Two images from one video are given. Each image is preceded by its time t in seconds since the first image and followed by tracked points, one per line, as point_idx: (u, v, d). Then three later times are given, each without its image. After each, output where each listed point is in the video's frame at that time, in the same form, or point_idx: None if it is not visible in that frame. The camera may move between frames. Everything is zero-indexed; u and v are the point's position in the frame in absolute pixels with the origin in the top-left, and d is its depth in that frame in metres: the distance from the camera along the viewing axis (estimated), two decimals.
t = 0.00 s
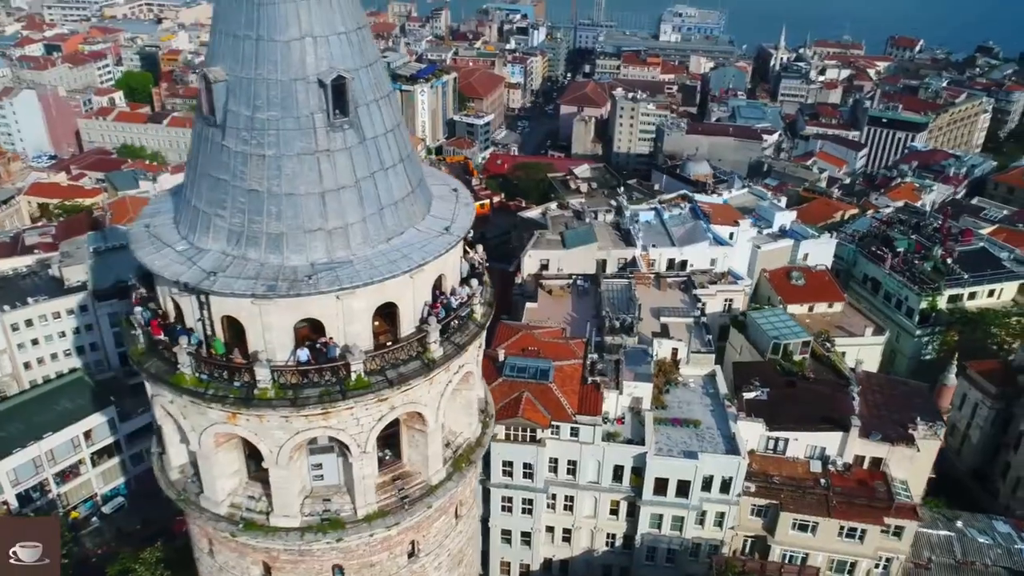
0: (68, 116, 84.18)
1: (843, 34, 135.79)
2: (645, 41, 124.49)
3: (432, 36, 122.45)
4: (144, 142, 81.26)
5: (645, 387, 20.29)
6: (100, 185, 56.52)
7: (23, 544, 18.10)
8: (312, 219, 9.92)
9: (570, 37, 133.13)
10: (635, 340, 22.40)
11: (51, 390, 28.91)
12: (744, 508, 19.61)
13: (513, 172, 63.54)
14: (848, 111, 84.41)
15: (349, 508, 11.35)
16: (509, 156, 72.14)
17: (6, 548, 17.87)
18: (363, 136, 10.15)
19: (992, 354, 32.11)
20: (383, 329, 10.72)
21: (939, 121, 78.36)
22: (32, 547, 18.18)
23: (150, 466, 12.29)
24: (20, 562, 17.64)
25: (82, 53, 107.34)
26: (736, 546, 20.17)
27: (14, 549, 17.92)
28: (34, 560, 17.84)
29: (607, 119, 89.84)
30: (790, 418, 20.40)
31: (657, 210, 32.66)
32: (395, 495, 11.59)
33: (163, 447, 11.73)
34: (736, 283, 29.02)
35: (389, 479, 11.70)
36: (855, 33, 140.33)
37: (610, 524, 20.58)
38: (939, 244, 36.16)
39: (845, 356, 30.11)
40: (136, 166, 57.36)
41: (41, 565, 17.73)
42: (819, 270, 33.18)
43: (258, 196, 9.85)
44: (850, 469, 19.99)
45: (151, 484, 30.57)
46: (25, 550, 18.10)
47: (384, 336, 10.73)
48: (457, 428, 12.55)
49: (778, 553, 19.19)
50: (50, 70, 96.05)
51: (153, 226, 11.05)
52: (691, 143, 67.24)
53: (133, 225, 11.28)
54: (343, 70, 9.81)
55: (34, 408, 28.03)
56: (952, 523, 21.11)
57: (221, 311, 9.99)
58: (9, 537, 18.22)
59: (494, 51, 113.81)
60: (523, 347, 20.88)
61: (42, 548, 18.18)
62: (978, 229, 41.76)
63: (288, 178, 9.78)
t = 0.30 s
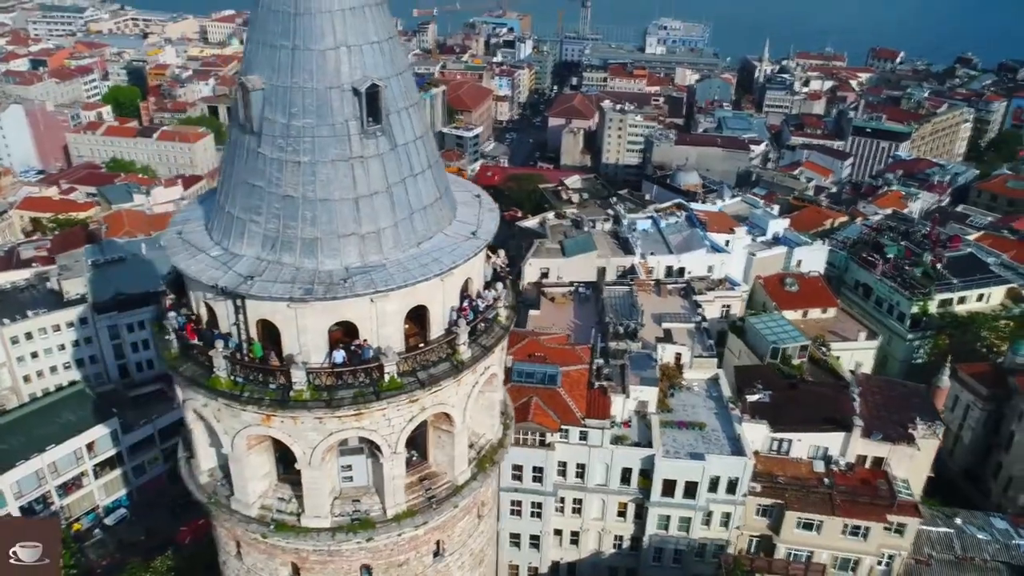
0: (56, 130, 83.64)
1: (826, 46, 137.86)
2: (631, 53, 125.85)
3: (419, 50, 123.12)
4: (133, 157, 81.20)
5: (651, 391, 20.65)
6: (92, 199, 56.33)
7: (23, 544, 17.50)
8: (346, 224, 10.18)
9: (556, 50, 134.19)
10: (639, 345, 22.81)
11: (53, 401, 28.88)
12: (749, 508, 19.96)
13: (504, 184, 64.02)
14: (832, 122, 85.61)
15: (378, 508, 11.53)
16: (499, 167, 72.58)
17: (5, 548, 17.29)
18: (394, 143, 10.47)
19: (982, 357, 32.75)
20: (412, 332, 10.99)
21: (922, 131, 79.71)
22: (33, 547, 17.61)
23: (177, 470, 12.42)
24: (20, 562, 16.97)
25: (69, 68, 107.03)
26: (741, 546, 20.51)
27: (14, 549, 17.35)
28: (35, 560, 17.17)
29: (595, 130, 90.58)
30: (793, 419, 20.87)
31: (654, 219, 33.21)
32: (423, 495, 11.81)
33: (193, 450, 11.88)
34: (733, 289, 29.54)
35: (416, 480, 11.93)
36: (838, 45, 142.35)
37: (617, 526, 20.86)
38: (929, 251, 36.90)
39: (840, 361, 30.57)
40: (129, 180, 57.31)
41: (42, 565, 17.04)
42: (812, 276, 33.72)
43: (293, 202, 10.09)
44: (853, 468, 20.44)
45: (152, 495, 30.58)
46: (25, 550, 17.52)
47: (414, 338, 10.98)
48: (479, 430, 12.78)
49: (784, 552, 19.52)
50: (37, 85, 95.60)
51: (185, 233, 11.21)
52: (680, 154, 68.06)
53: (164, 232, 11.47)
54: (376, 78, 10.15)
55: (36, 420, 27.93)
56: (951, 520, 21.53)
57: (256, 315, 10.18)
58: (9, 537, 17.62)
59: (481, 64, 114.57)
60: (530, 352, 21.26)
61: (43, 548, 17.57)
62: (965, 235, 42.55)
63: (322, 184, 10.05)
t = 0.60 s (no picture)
0: (43, 146, 83.46)
1: (808, 59, 139.87)
2: (617, 66, 127.12)
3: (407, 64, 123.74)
4: (123, 171, 81.18)
5: (654, 394, 21.07)
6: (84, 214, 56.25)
7: (25, 544, 19.41)
8: (376, 226, 10.56)
9: (543, 63, 135.19)
10: (642, 350, 23.26)
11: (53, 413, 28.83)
12: (752, 506, 20.38)
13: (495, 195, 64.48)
14: (817, 133, 86.83)
15: (405, 505, 11.79)
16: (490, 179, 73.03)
17: (7, 548, 19.15)
18: (422, 148, 10.91)
19: (972, 359, 33.46)
20: (440, 331, 11.35)
21: (905, 141, 81.09)
22: (33, 547, 19.43)
23: (204, 471, 12.59)
24: (21, 561, 18.86)
25: (55, 83, 106.63)
26: (745, 544, 20.90)
27: (14, 549, 19.20)
28: (35, 560, 19.02)
29: (583, 142, 91.35)
30: (793, 420, 21.41)
31: (650, 227, 33.88)
32: (447, 492, 12.08)
33: (220, 451, 12.08)
34: (729, 295, 30.17)
35: (441, 476, 12.23)
36: (820, 57, 144.43)
37: (623, 527, 21.20)
38: (917, 256, 37.75)
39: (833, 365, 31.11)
40: (122, 194, 57.31)
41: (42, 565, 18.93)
42: (804, 282, 34.35)
43: (326, 205, 10.47)
44: (853, 467, 20.92)
45: (153, 506, 30.63)
46: (25, 549, 19.35)
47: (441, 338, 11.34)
48: (500, 428, 13.07)
49: (787, 551, 19.93)
50: (24, 101, 95.13)
51: (216, 237, 11.50)
52: (669, 165, 68.90)
53: (194, 237, 11.77)
54: (406, 85, 10.60)
55: (37, 433, 27.83)
56: (948, 517, 22.02)
57: (290, 316, 10.49)
58: (9, 539, 19.45)
59: (469, 78, 115.29)
60: (536, 357, 21.66)
61: (43, 548, 19.50)
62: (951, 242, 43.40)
63: (354, 187, 10.43)
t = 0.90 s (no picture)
0: (30, 161, 83.25)
1: (790, 72, 141.97)
2: (602, 80, 128.54)
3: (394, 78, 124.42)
4: (111, 187, 81.05)
5: (655, 396, 21.53)
6: (75, 229, 56.18)
7: (25, 544, 18.69)
8: (402, 227, 11.03)
9: (528, 77, 136.28)
10: (642, 353, 23.74)
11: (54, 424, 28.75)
12: (753, 504, 20.77)
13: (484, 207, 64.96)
14: (800, 144, 88.10)
15: (427, 498, 12.13)
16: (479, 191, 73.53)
17: (7, 548, 18.49)
18: (444, 151, 11.43)
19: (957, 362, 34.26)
20: (461, 329, 11.77)
21: (886, 152, 82.62)
22: (33, 548, 18.73)
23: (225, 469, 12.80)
24: (21, 561, 18.13)
25: (40, 99, 106.25)
26: (745, 543, 21.32)
27: (15, 550, 18.49)
28: (35, 560, 18.31)
29: (570, 155, 92.10)
30: (790, 419, 22.01)
31: (644, 236, 34.58)
32: (467, 486, 12.49)
33: (243, 450, 12.31)
34: (722, 302, 30.98)
35: (461, 471, 12.62)
36: (801, 70, 146.66)
37: (626, 527, 21.58)
38: (904, 262, 38.68)
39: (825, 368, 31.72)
40: (112, 208, 57.26)
41: (43, 564, 18.15)
42: (794, 289, 35.00)
43: (353, 207, 10.92)
44: (850, 465, 21.49)
45: (153, 517, 30.73)
46: (26, 550, 18.65)
47: (462, 335, 11.77)
48: (515, 424, 13.44)
49: (788, 547, 20.35)
50: (9, 116, 94.71)
51: (241, 239, 11.82)
52: (656, 176, 69.72)
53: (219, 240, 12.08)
54: (430, 92, 11.15)
55: (37, 445, 27.76)
56: (942, 513, 22.58)
57: (320, 314, 10.86)
58: (11, 540, 18.84)
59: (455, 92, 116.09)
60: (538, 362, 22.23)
61: (43, 548, 18.78)
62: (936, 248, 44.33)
63: (381, 189, 10.91)
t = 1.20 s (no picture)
0: (15, 177, 83.27)
1: (771, 85, 144.11)
2: (587, 94, 129.92)
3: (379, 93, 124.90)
4: (99, 202, 80.94)
5: (654, 397, 22.07)
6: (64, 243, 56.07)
7: (25, 544, 18.56)
8: (421, 226, 11.51)
9: (513, 92, 137.35)
10: (639, 357, 24.29)
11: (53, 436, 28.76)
12: (751, 502, 21.25)
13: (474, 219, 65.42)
14: (783, 156, 89.42)
15: (445, 490, 12.51)
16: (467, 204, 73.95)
17: (7, 548, 18.35)
18: (461, 153, 11.95)
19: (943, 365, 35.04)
20: (478, 325, 12.23)
21: (867, 163, 84.14)
22: (33, 547, 18.59)
23: (247, 466, 13.15)
24: (21, 561, 17.98)
25: (24, 115, 105.87)
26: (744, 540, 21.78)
27: (15, 550, 18.36)
28: (36, 559, 18.15)
29: (557, 168, 92.91)
30: (785, 419, 22.59)
31: (636, 244, 35.21)
32: (483, 478, 12.87)
33: (265, 448, 12.68)
34: (714, 306, 31.58)
35: (477, 464, 13.00)
36: (782, 84, 148.90)
37: (627, 526, 21.99)
38: (889, 269, 39.58)
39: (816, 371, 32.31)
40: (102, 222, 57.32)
41: (43, 564, 18.00)
42: (783, 295, 35.66)
43: (376, 207, 11.41)
44: (844, 463, 22.10)
45: (152, 527, 30.78)
46: (26, 550, 18.51)
47: (478, 330, 12.22)
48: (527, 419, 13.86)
49: (786, 543, 20.83)
50: None
51: (267, 239, 12.29)
52: (643, 188, 70.66)
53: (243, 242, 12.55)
54: (448, 97, 11.69)
55: (36, 456, 27.72)
56: (933, 508, 23.17)
57: (343, 310, 11.28)
58: (11, 539, 18.71)
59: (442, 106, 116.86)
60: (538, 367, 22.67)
61: (44, 547, 18.63)
62: (920, 255, 45.33)
63: (402, 189, 11.40)
